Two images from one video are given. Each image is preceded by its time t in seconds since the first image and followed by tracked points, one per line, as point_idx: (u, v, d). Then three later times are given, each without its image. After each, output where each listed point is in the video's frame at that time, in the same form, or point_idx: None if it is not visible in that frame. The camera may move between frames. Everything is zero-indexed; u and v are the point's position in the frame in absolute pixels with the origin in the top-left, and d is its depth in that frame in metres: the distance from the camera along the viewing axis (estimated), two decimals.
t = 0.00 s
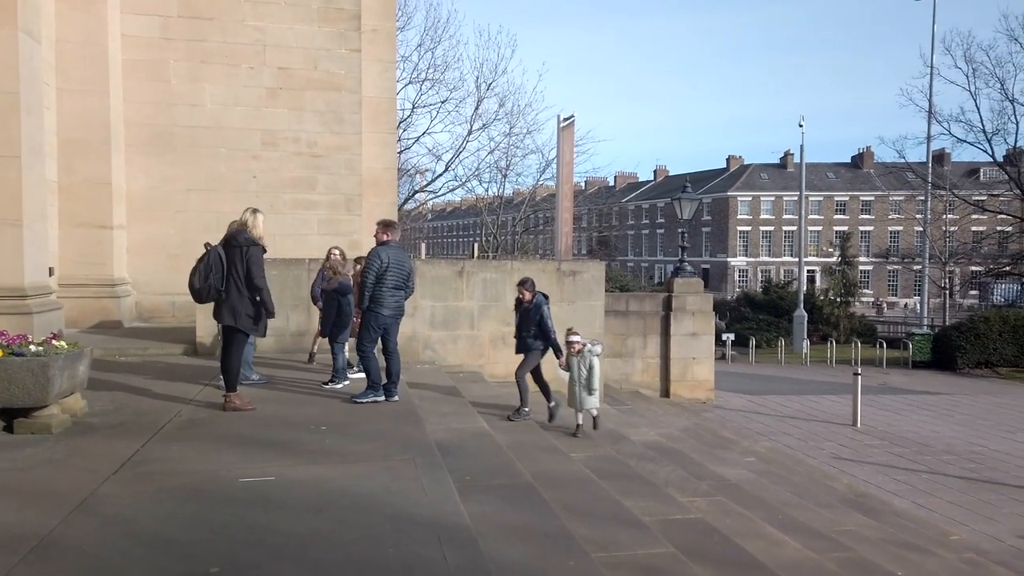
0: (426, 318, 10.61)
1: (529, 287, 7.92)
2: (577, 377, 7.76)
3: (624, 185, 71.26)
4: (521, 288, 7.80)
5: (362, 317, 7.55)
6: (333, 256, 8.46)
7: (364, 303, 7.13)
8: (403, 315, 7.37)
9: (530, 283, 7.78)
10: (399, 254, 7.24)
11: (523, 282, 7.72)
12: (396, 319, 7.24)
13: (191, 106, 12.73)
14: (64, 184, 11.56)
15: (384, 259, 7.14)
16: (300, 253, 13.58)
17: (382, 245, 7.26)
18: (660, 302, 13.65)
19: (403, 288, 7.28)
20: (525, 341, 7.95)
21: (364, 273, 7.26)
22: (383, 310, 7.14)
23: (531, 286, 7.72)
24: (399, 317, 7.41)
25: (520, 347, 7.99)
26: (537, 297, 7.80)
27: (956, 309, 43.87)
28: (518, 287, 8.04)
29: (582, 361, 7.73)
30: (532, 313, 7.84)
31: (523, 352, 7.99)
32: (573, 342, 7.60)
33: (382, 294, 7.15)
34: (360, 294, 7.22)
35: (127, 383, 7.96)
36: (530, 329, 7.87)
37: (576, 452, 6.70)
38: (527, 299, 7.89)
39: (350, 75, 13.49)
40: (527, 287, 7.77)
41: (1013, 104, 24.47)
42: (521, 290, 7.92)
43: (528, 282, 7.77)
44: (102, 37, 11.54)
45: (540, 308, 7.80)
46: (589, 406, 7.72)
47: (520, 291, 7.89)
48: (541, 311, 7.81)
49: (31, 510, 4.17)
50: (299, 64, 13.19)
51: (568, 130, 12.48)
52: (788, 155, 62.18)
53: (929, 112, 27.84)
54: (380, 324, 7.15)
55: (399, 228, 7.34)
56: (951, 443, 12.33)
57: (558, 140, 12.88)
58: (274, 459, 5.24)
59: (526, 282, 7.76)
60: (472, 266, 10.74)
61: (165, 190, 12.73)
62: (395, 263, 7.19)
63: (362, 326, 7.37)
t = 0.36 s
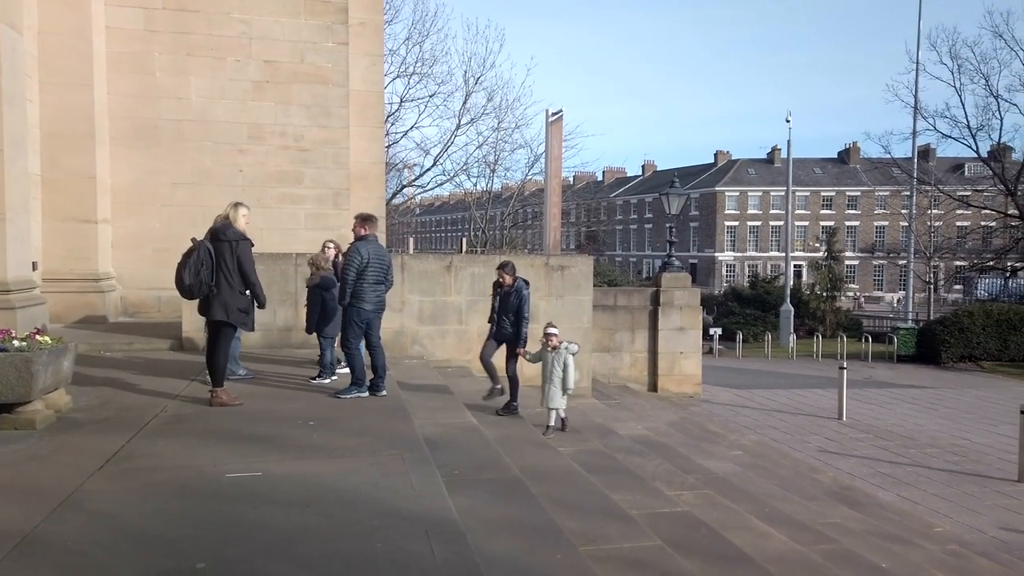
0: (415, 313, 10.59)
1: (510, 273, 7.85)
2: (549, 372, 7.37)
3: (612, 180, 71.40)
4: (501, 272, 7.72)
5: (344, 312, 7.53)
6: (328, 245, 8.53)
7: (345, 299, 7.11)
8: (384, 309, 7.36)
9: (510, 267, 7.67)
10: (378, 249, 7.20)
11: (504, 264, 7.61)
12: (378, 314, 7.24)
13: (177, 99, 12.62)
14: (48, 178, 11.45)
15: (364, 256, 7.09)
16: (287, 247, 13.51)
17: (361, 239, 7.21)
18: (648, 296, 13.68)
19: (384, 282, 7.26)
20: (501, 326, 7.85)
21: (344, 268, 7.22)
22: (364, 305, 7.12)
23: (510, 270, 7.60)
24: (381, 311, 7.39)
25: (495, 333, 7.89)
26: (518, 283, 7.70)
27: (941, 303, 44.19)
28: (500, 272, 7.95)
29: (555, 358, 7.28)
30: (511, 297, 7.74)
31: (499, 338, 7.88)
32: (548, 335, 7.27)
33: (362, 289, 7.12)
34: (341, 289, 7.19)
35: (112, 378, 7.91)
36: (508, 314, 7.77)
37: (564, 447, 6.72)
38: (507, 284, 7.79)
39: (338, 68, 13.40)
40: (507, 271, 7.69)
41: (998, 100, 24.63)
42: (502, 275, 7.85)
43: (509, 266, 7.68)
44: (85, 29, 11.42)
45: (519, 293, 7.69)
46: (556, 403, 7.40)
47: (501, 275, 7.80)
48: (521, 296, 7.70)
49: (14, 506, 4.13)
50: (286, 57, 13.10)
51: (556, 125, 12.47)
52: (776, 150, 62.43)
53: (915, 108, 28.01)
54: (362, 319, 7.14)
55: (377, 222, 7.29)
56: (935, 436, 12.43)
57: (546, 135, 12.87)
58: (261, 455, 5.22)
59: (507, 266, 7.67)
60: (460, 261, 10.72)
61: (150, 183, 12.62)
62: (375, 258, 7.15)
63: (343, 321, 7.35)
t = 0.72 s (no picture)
0: (403, 308, 10.56)
1: (475, 271, 7.50)
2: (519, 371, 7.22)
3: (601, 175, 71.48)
4: (470, 271, 7.39)
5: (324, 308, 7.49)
6: (309, 240, 8.46)
7: (326, 295, 7.07)
8: (365, 303, 7.34)
9: (478, 266, 7.36)
10: (355, 243, 7.17)
11: (473, 265, 7.28)
12: (358, 308, 7.22)
13: (162, 92, 12.51)
14: (30, 171, 11.34)
15: (342, 251, 7.04)
16: (274, 242, 13.45)
17: (337, 234, 7.16)
18: (637, 291, 13.71)
19: (363, 276, 7.23)
20: (473, 328, 7.50)
21: (321, 264, 7.16)
22: (345, 300, 7.09)
23: (479, 269, 7.31)
24: (362, 306, 7.37)
25: (468, 336, 7.54)
26: (487, 281, 7.41)
27: (925, 298, 44.57)
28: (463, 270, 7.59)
29: (526, 357, 7.16)
30: (482, 297, 7.43)
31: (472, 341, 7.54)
32: (516, 334, 7.07)
33: (342, 284, 7.09)
34: (320, 286, 7.14)
35: (97, 374, 7.84)
36: (481, 315, 7.46)
37: (552, 441, 6.73)
38: (474, 283, 7.47)
39: (325, 61, 13.32)
40: (476, 270, 7.38)
41: (982, 96, 24.81)
42: (467, 274, 7.49)
43: (476, 265, 7.34)
44: (68, 21, 11.29)
45: (491, 291, 7.41)
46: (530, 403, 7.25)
47: (467, 275, 7.44)
48: (492, 294, 7.42)
49: None
50: (272, 50, 13.00)
51: (544, 120, 12.46)
52: (763, 145, 62.67)
53: (900, 104, 28.19)
54: (344, 314, 7.11)
55: (351, 216, 7.26)
56: (920, 430, 12.55)
57: (535, 130, 12.85)
58: (249, 450, 5.20)
59: (475, 266, 7.34)
60: (449, 256, 10.69)
61: (135, 178, 12.51)
62: (353, 252, 7.11)
63: (325, 317, 7.31)
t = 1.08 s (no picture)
0: (391, 303, 10.53)
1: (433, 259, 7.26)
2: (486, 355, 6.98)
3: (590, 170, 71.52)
4: (427, 259, 7.13)
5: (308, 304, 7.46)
6: (292, 235, 8.38)
7: (310, 292, 7.04)
8: (349, 298, 7.32)
9: (435, 253, 7.13)
10: (336, 239, 7.14)
11: (429, 251, 7.06)
12: (343, 304, 7.21)
13: (147, 86, 12.40)
14: (13, 165, 11.23)
15: (324, 247, 7.02)
16: (261, 237, 13.38)
17: (319, 230, 7.13)
18: (625, 286, 13.73)
19: (347, 271, 7.21)
20: (433, 318, 7.22)
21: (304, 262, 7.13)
22: (330, 296, 7.07)
23: (436, 256, 7.09)
24: (346, 301, 7.35)
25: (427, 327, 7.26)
26: (446, 268, 7.18)
27: (911, 293, 44.93)
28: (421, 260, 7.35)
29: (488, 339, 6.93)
30: (440, 284, 7.19)
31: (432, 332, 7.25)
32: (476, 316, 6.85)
33: (326, 281, 7.06)
34: (303, 283, 7.11)
35: (82, 370, 7.78)
36: (440, 303, 7.20)
37: (540, 437, 6.73)
38: (432, 272, 7.22)
39: (312, 56, 13.24)
40: (434, 257, 7.14)
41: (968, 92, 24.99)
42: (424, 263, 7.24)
43: (433, 252, 7.11)
44: (51, 13, 11.17)
45: (450, 279, 7.18)
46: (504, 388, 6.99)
47: (424, 263, 7.19)
48: (451, 282, 7.19)
49: None
50: (259, 44, 12.91)
51: (533, 115, 12.44)
52: (750, 141, 62.87)
53: (887, 100, 28.36)
54: (330, 311, 7.09)
55: (331, 211, 7.23)
56: (905, 424, 12.65)
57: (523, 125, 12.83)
58: (236, 447, 5.17)
59: (432, 252, 7.11)
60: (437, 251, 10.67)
61: (120, 172, 12.40)
62: (336, 248, 7.09)
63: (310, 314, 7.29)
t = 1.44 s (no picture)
0: (379, 298, 10.50)
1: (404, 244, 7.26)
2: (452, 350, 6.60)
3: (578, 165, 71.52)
4: (395, 241, 7.13)
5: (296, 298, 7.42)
6: (279, 230, 8.29)
7: (300, 287, 7.00)
8: (338, 293, 7.30)
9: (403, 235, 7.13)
10: (327, 233, 7.10)
11: (396, 232, 7.06)
12: (332, 298, 7.19)
13: (132, 79, 12.28)
14: None
15: (315, 242, 6.97)
16: (248, 232, 13.31)
17: (309, 225, 7.09)
18: (614, 281, 13.75)
19: (335, 265, 7.18)
20: (404, 302, 7.13)
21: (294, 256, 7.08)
22: (319, 291, 7.05)
23: (404, 237, 7.07)
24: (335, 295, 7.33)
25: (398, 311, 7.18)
26: (415, 250, 7.14)
27: (896, 287, 45.28)
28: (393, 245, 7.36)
29: (461, 334, 6.55)
30: (409, 267, 7.13)
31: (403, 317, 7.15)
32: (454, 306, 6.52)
33: (316, 275, 7.03)
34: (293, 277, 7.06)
35: (66, 366, 7.71)
36: (409, 286, 7.12)
37: (529, 431, 6.74)
38: (403, 256, 7.20)
39: (299, 49, 13.17)
40: (402, 239, 7.13)
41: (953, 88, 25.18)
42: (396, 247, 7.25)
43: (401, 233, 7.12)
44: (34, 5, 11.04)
45: (418, 261, 7.13)
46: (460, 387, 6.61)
47: (394, 246, 7.20)
48: (420, 264, 7.12)
49: None
50: (246, 37, 12.82)
51: (522, 109, 12.42)
52: (738, 136, 63.07)
53: (873, 96, 28.52)
54: (319, 306, 7.06)
55: (322, 205, 7.18)
56: (890, 417, 12.76)
57: (512, 119, 12.81)
58: (223, 442, 5.14)
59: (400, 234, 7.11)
60: (426, 246, 10.64)
61: (105, 166, 12.29)
62: (326, 243, 7.05)
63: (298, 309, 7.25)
